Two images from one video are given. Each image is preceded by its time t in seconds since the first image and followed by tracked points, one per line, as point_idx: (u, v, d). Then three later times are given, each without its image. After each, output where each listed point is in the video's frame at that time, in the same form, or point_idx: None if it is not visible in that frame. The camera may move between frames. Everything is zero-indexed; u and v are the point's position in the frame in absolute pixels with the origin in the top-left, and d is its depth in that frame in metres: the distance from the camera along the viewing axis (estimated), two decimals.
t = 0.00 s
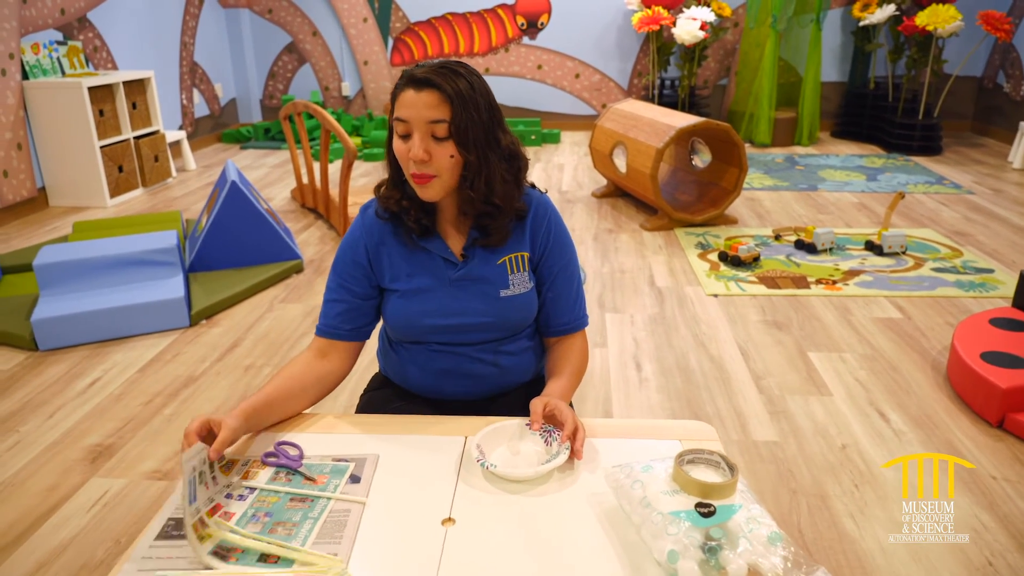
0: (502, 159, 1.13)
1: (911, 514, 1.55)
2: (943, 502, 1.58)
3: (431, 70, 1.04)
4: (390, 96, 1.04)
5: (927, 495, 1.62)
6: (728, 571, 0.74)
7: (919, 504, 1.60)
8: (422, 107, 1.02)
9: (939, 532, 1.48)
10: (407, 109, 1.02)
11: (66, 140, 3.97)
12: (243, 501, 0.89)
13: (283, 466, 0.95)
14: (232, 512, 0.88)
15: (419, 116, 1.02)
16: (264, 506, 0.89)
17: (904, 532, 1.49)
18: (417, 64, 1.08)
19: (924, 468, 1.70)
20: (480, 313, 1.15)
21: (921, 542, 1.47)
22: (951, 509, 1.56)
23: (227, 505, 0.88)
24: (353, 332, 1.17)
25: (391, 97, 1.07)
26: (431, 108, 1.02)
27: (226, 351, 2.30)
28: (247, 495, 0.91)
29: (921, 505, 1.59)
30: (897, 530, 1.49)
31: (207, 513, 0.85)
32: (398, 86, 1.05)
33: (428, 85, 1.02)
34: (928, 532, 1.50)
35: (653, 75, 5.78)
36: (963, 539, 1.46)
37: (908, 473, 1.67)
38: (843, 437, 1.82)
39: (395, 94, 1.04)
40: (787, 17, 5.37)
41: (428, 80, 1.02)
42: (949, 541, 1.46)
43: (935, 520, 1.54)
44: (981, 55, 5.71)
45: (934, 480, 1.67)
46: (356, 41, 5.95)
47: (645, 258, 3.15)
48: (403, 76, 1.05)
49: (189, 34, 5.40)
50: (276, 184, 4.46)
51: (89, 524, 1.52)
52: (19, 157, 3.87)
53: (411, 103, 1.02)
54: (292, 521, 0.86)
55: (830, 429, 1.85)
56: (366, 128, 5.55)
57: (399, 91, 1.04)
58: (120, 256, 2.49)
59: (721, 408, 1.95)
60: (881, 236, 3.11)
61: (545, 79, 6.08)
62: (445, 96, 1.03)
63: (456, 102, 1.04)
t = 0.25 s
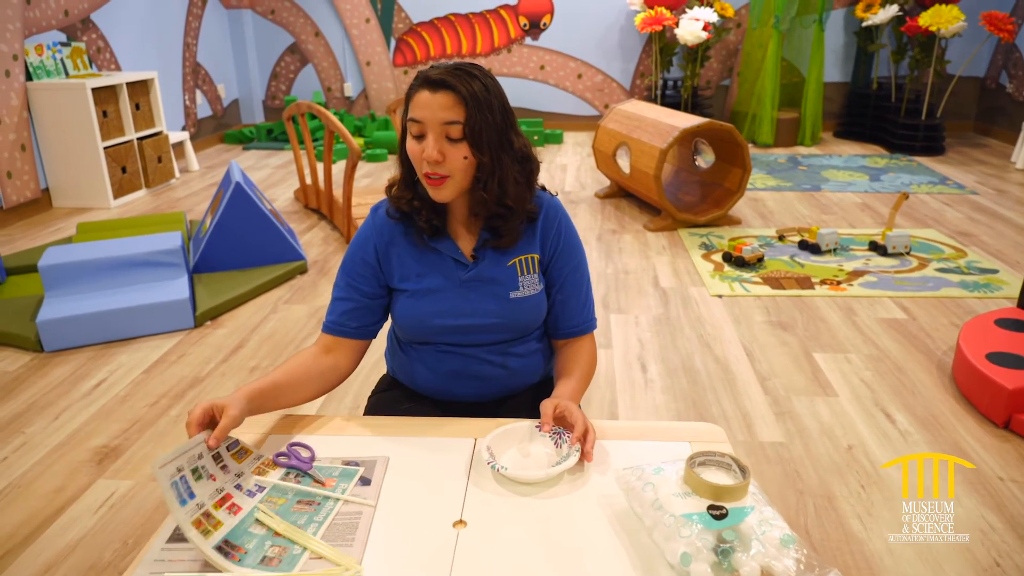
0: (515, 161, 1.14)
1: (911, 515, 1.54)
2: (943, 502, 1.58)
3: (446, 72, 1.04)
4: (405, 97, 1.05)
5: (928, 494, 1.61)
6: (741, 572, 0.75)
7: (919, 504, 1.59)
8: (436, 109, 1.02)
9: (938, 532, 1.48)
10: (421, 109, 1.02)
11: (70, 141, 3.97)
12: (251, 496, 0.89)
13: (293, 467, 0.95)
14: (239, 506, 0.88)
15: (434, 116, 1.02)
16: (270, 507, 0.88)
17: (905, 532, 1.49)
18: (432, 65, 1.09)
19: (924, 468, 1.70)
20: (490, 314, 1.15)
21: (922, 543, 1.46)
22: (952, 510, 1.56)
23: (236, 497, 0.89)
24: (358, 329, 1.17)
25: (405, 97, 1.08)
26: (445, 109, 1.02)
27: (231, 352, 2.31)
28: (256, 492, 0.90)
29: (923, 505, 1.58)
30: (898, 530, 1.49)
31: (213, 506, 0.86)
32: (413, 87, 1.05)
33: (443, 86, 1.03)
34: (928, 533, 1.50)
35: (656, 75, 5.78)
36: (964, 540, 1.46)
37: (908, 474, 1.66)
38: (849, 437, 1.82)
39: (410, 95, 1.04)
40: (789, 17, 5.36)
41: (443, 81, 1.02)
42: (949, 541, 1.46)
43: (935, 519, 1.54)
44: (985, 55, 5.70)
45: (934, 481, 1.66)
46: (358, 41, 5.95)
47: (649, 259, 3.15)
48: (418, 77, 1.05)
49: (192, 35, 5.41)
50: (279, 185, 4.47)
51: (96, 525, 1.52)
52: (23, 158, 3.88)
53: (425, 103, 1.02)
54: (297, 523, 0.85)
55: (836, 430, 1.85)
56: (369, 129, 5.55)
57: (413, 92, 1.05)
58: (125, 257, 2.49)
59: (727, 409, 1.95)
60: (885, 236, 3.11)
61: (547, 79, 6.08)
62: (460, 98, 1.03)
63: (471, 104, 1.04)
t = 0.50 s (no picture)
0: (527, 158, 1.14)
1: (911, 514, 1.55)
2: (942, 502, 1.58)
3: (458, 69, 1.04)
4: (416, 95, 1.05)
5: (928, 495, 1.61)
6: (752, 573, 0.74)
7: (918, 504, 1.59)
8: (449, 104, 1.02)
9: (938, 532, 1.48)
10: (434, 106, 1.03)
11: (69, 140, 3.96)
12: (255, 479, 0.90)
13: (296, 465, 0.95)
14: (244, 483, 0.88)
15: (447, 113, 1.02)
16: (268, 498, 0.89)
17: (905, 532, 1.49)
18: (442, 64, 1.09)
19: (925, 468, 1.70)
20: (498, 313, 1.15)
21: (923, 542, 1.46)
22: (952, 509, 1.56)
23: (242, 475, 0.89)
24: (366, 328, 1.17)
25: (415, 96, 1.08)
26: (458, 105, 1.02)
27: (233, 352, 2.30)
28: (259, 475, 0.91)
29: (923, 505, 1.58)
30: (898, 530, 1.49)
31: (221, 473, 0.87)
32: (424, 85, 1.05)
33: (455, 83, 1.03)
34: (928, 532, 1.50)
35: (655, 74, 5.78)
36: (965, 538, 1.46)
37: (908, 473, 1.67)
38: (852, 437, 1.82)
39: (421, 93, 1.05)
40: (789, 17, 5.35)
41: (455, 78, 1.03)
42: (950, 540, 1.46)
43: (935, 519, 1.54)
44: (983, 54, 5.71)
45: (934, 481, 1.66)
46: (357, 40, 5.94)
47: (650, 258, 3.15)
48: (429, 75, 1.06)
49: (191, 34, 5.40)
50: (278, 184, 4.46)
51: (99, 526, 1.52)
52: (22, 157, 3.87)
53: (438, 100, 1.03)
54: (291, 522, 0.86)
55: (840, 429, 1.85)
56: (368, 128, 5.54)
57: (425, 90, 1.05)
58: (125, 257, 2.49)
59: (730, 408, 1.95)
60: (886, 235, 3.11)
61: (546, 78, 6.07)
62: (473, 94, 1.03)
63: (484, 99, 1.04)
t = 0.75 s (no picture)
0: (529, 157, 1.15)
1: (911, 514, 1.55)
2: (943, 502, 1.59)
3: (461, 67, 1.06)
4: (419, 93, 1.06)
5: (927, 495, 1.62)
6: (758, 573, 0.75)
7: (919, 504, 1.60)
8: (453, 101, 1.04)
9: (938, 532, 1.49)
10: (437, 103, 1.04)
11: (66, 142, 3.95)
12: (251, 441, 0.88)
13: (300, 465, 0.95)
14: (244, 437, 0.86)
15: (450, 110, 1.04)
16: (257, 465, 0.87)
17: (903, 532, 1.49)
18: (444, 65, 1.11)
19: (925, 468, 1.70)
20: (502, 313, 1.16)
21: (923, 543, 1.47)
22: (952, 509, 1.56)
23: (241, 430, 0.86)
24: (372, 329, 1.17)
25: (418, 96, 1.09)
26: (461, 102, 1.04)
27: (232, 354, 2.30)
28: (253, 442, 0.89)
29: (921, 505, 1.59)
30: (897, 530, 1.49)
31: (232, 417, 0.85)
32: (427, 85, 1.07)
33: (458, 81, 1.05)
34: (928, 533, 1.50)
35: (652, 75, 5.79)
36: (963, 539, 1.47)
37: (909, 473, 1.67)
38: (851, 437, 1.82)
39: (424, 92, 1.06)
40: (785, 18, 5.38)
41: (458, 75, 1.04)
42: (949, 540, 1.47)
43: (935, 520, 1.54)
44: (979, 55, 5.73)
45: (935, 481, 1.66)
46: (354, 42, 5.93)
47: (649, 259, 3.15)
48: (432, 75, 1.07)
49: (188, 35, 5.39)
50: (276, 186, 4.45)
51: (100, 529, 1.51)
52: (19, 159, 3.86)
53: (441, 97, 1.04)
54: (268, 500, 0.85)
55: (839, 430, 1.85)
56: (366, 130, 5.54)
57: (427, 89, 1.06)
58: (124, 259, 2.48)
59: (730, 409, 1.96)
60: (883, 236, 3.12)
61: (544, 79, 6.08)
62: (476, 90, 1.05)
63: (486, 96, 1.06)
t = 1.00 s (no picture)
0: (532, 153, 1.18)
1: (911, 514, 1.55)
2: (942, 502, 1.58)
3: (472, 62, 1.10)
4: (428, 88, 1.09)
5: (926, 495, 1.61)
6: (760, 572, 0.75)
7: (919, 504, 1.60)
8: (466, 91, 1.07)
9: (938, 532, 1.48)
10: (449, 93, 1.07)
11: (60, 142, 3.94)
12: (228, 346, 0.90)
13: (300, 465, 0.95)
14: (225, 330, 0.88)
15: (463, 99, 1.06)
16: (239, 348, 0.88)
17: (903, 532, 1.49)
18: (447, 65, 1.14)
19: (925, 467, 1.70)
20: (502, 312, 1.16)
21: (923, 543, 1.47)
22: (951, 509, 1.56)
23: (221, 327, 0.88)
24: (375, 331, 1.17)
25: (424, 94, 1.12)
26: (474, 91, 1.07)
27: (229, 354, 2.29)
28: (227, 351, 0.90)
29: (921, 505, 1.59)
30: (897, 530, 1.49)
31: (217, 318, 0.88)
32: (434, 80, 1.09)
33: (469, 72, 1.08)
34: (928, 532, 1.50)
35: (648, 75, 5.80)
36: (962, 538, 1.47)
37: (908, 472, 1.67)
38: (849, 436, 1.82)
39: (433, 86, 1.09)
40: (780, 18, 5.40)
41: (468, 67, 1.08)
42: (949, 540, 1.47)
43: (935, 520, 1.54)
44: (973, 55, 5.75)
45: (935, 480, 1.66)
46: (350, 41, 5.92)
47: (645, 258, 3.16)
48: (438, 71, 1.10)
49: (182, 35, 5.37)
50: (271, 185, 4.44)
51: (97, 530, 1.51)
52: (13, 159, 3.84)
53: (453, 88, 1.07)
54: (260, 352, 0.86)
55: (837, 428, 1.86)
56: (361, 129, 5.54)
57: (436, 83, 1.09)
58: (119, 260, 2.47)
59: (727, 408, 1.96)
60: (879, 235, 3.13)
61: (539, 79, 6.08)
62: (488, 81, 1.08)
63: (496, 87, 1.09)
